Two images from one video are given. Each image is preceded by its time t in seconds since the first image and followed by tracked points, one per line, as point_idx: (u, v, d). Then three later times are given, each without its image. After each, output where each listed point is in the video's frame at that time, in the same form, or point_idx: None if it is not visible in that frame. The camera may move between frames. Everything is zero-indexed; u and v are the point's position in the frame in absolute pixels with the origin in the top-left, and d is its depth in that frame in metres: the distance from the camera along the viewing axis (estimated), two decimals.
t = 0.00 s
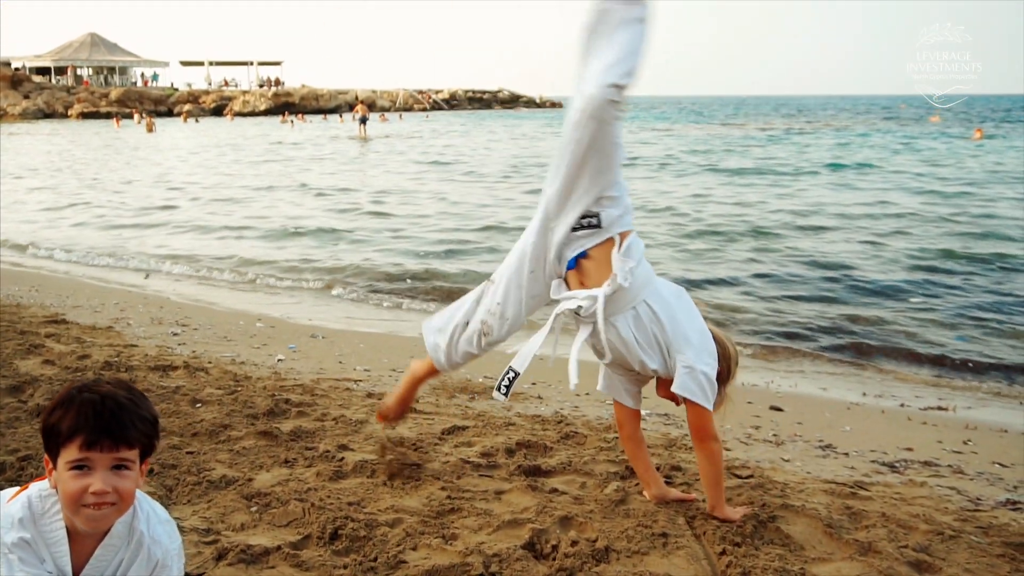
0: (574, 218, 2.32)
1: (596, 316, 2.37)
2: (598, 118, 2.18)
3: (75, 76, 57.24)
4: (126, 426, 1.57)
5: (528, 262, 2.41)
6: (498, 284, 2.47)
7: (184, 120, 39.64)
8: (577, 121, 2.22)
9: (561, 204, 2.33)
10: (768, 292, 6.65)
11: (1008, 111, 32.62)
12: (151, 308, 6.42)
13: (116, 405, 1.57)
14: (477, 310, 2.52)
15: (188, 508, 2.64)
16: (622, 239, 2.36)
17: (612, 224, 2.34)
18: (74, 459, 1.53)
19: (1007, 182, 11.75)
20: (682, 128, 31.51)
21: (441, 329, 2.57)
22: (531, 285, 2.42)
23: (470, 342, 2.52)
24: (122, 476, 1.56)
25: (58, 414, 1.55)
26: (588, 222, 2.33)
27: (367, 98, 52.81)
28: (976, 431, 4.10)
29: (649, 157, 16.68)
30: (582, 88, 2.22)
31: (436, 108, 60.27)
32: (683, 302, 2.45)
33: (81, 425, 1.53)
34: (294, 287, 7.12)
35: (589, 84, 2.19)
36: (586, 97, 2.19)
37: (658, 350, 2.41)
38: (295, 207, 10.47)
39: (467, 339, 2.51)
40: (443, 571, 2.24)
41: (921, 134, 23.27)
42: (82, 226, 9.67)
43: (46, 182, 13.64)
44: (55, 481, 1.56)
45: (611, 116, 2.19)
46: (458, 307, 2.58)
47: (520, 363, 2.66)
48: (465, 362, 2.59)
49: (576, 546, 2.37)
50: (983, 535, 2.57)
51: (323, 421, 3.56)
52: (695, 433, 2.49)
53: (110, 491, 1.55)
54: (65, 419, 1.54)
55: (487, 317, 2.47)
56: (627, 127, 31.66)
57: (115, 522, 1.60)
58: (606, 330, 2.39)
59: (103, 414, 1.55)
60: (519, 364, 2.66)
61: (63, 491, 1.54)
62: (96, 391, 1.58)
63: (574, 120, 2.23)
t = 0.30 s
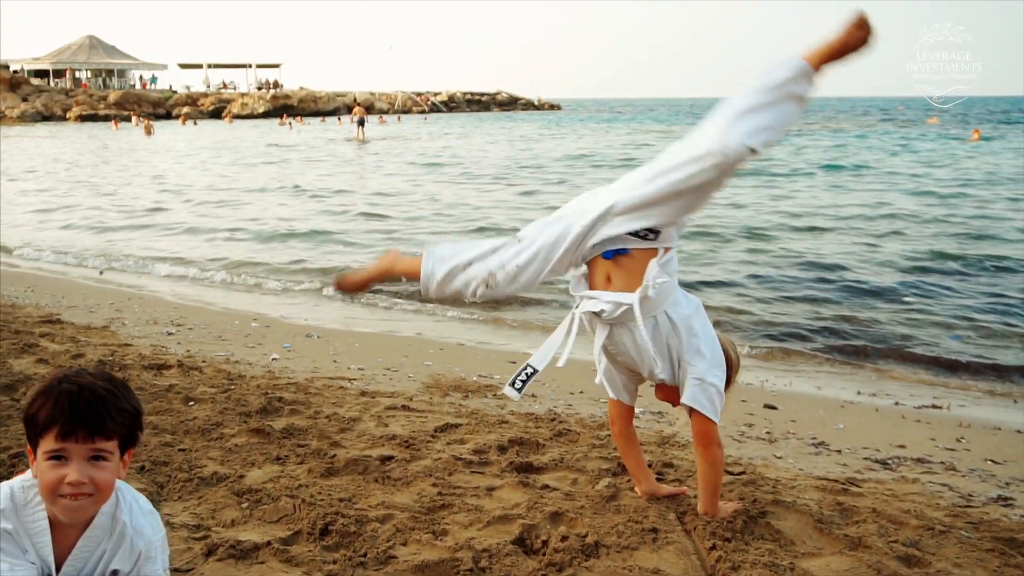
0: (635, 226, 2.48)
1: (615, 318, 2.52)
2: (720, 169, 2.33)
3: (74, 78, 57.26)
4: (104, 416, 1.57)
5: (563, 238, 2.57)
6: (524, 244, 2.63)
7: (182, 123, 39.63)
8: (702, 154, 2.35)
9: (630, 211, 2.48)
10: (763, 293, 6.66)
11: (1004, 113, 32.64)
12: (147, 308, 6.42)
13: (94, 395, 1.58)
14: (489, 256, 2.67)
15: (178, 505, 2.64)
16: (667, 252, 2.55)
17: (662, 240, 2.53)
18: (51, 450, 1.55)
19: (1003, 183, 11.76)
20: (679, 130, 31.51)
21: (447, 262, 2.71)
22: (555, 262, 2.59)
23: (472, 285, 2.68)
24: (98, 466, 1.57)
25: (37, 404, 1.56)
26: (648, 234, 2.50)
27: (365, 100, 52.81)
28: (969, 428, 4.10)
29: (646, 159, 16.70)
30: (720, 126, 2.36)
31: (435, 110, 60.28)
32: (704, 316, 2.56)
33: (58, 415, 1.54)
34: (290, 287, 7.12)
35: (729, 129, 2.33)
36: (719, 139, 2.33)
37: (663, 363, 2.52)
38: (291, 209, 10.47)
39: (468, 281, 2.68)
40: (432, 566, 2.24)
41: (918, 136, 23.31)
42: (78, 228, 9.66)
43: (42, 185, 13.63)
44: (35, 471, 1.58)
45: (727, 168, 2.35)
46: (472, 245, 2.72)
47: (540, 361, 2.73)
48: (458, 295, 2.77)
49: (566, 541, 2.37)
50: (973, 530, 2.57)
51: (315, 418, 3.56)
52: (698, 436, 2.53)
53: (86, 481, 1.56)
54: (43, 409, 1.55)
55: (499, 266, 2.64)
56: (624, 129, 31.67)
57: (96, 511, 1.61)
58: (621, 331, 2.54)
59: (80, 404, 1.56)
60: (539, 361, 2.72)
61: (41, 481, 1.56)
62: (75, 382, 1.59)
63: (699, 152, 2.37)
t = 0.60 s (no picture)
0: (679, 247, 2.51)
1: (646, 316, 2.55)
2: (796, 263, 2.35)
3: (72, 78, 57.23)
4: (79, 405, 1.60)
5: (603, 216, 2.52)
6: (564, 190, 2.52)
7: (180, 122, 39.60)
8: (778, 240, 2.35)
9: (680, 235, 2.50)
10: (759, 291, 6.66)
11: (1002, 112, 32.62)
12: (142, 305, 6.41)
13: (70, 384, 1.61)
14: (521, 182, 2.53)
15: (168, 498, 2.64)
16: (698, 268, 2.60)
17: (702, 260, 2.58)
18: (26, 437, 1.58)
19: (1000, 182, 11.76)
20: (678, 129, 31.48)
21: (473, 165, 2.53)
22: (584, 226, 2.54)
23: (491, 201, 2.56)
24: (74, 454, 1.60)
25: (14, 392, 1.60)
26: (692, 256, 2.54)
27: (363, 100, 52.76)
28: (962, 423, 4.10)
29: (644, 157, 16.70)
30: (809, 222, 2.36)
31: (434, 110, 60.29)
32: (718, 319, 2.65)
33: (32, 402, 1.58)
34: (286, 284, 7.12)
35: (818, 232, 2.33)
36: (804, 234, 2.33)
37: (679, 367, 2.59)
38: (288, 208, 10.47)
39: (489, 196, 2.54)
40: (420, 559, 2.24)
41: (917, 134, 23.30)
42: (74, 227, 9.66)
43: (38, 184, 13.62)
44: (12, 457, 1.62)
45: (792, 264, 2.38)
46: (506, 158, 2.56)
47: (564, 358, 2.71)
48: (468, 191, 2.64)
49: (555, 533, 2.37)
50: (962, 523, 2.57)
51: (308, 413, 3.56)
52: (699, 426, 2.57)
53: (60, 469, 1.59)
54: (19, 396, 1.59)
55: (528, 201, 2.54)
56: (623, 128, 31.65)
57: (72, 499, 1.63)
58: (643, 330, 2.59)
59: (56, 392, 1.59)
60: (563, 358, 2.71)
61: (17, 468, 1.59)
62: (53, 369, 1.62)
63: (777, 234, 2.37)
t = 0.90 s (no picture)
0: (702, 260, 2.40)
1: (673, 325, 2.46)
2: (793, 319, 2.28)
3: (70, 74, 57.19)
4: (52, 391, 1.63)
5: (655, 191, 2.36)
6: (633, 143, 2.33)
7: (178, 118, 39.59)
8: (797, 304, 2.26)
9: (709, 249, 2.38)
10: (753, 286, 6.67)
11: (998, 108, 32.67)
12: (136, 300, 6.41)
13: (40, 370, 1.63)
14: (601, 113, 2.31)
15: (156, 489, 2.64)
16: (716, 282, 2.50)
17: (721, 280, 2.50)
18: None
19: (994, 178, 11.78)
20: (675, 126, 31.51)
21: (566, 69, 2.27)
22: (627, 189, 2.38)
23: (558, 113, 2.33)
24: (47, 439, 1.63)
25: None
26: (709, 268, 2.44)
27: (361, 97, 52.76)
28: (952, 416, 4.11)
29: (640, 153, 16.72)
30: (832, 297, 2.21)
31: (431, 107, 60.26)
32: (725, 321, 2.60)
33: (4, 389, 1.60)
34: (279, 280, 7.11)
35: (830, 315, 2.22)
36: (818, 311, 2.23)
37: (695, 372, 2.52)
38: (283, 205, 10.48)
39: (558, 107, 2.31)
40: (407, 549, 2.25)
41: (914, 130, 23.32)
42: (69, 223, 9.65)
43: (34, 181, 13.61)
44: None
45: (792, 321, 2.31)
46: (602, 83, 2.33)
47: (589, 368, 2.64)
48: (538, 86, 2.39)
49: (542, 524, 2.37)
50: (948, 513, 2.58)
51: (298, 406, 3.57)
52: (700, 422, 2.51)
53: (33, 453, 1.62)
54: None
55: (593, 136, 2.34)
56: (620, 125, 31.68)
57: (47, 484, 1.66)
58: (665, 336, 2.49)
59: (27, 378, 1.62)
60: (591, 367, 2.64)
61: None
62: (25, 355, 1.65)
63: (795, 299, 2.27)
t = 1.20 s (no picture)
0: (710, 274, 2.32)
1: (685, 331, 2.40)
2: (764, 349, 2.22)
3: (58, 70, 56.95)
4: (15, 379, 1.64)
5: (709, 193, 2.25)
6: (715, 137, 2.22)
7: (167, 114, 39.47)
8: (773, 343, 2.19)
9: (721, 267, 2.31)
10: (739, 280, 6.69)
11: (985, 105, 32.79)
12: (121, 295, 6.39)
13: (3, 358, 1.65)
14: (712, 96, 2.16)
15: (135, 482, 2.64)
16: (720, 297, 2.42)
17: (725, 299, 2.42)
18: None
19: (979, 173, 11.84)
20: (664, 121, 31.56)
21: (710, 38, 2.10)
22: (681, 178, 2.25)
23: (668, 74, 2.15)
24: (12, 426, 1.65)
25: None
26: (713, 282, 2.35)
27: (351, 92, 52.67)
28: (933, 408, 4.14)
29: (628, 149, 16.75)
30: (810, 354, 2.15)
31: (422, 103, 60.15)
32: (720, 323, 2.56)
33: None
34: (265, 275, 7.10)
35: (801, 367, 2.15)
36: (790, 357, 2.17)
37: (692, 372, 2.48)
38: (270, 200, 10.46)
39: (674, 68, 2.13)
40: (384, 540, 2.25)
41: (904, 126, 23.38)
42: (55, 219, 9.62)
43: (21, 177, 13.55)
44: None
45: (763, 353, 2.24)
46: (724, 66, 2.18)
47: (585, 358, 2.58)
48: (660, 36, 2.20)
49: (519, 514, 2.38)
50: (925, 502, 2.59)
51: (280, 399, 3.56)
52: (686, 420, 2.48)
53: None
54: None
55: (689, 112, 2.18)
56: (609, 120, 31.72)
57: (12, 471, 1.67)
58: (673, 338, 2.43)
59: None
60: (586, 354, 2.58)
61: None
62: None
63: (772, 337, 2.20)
